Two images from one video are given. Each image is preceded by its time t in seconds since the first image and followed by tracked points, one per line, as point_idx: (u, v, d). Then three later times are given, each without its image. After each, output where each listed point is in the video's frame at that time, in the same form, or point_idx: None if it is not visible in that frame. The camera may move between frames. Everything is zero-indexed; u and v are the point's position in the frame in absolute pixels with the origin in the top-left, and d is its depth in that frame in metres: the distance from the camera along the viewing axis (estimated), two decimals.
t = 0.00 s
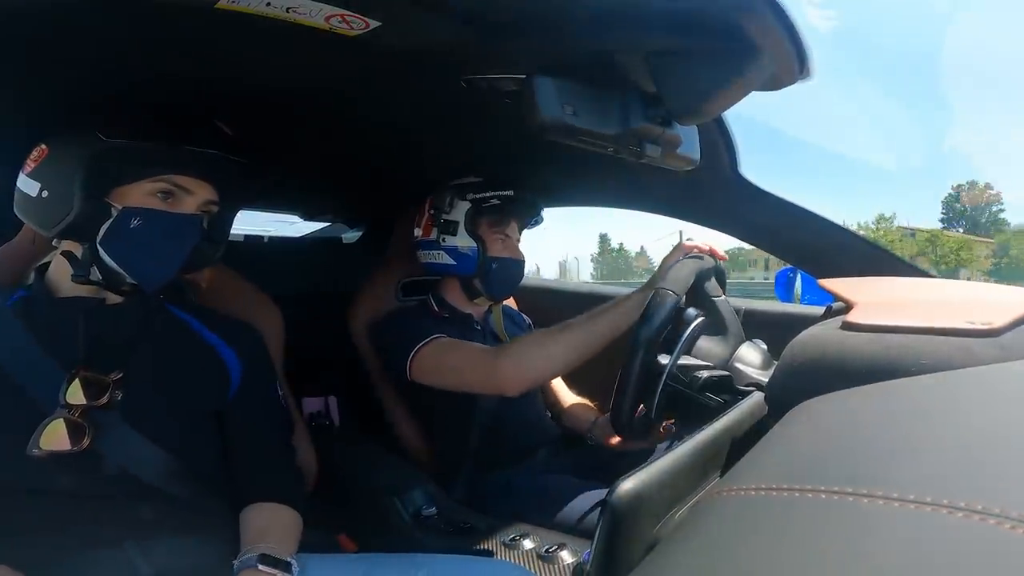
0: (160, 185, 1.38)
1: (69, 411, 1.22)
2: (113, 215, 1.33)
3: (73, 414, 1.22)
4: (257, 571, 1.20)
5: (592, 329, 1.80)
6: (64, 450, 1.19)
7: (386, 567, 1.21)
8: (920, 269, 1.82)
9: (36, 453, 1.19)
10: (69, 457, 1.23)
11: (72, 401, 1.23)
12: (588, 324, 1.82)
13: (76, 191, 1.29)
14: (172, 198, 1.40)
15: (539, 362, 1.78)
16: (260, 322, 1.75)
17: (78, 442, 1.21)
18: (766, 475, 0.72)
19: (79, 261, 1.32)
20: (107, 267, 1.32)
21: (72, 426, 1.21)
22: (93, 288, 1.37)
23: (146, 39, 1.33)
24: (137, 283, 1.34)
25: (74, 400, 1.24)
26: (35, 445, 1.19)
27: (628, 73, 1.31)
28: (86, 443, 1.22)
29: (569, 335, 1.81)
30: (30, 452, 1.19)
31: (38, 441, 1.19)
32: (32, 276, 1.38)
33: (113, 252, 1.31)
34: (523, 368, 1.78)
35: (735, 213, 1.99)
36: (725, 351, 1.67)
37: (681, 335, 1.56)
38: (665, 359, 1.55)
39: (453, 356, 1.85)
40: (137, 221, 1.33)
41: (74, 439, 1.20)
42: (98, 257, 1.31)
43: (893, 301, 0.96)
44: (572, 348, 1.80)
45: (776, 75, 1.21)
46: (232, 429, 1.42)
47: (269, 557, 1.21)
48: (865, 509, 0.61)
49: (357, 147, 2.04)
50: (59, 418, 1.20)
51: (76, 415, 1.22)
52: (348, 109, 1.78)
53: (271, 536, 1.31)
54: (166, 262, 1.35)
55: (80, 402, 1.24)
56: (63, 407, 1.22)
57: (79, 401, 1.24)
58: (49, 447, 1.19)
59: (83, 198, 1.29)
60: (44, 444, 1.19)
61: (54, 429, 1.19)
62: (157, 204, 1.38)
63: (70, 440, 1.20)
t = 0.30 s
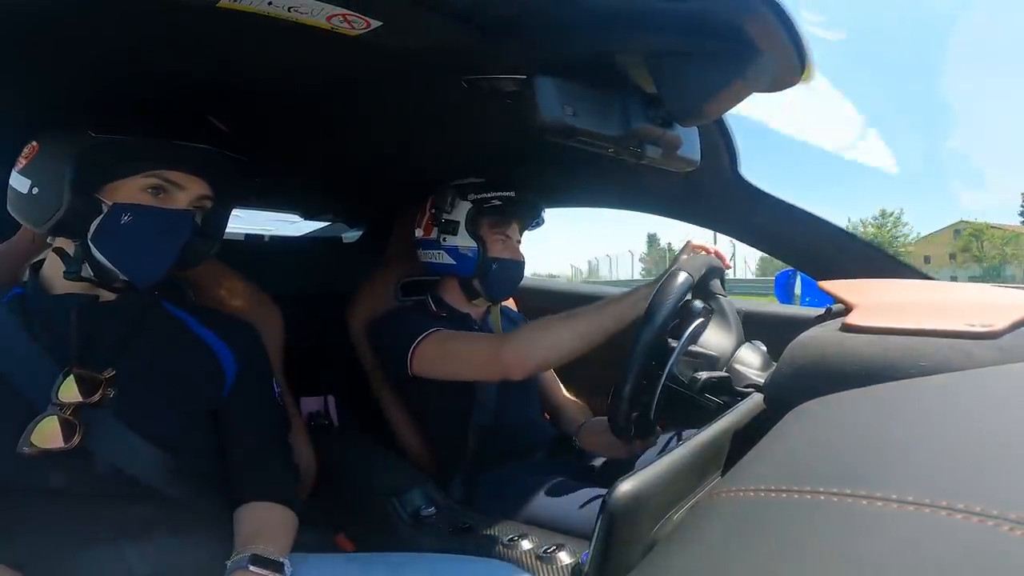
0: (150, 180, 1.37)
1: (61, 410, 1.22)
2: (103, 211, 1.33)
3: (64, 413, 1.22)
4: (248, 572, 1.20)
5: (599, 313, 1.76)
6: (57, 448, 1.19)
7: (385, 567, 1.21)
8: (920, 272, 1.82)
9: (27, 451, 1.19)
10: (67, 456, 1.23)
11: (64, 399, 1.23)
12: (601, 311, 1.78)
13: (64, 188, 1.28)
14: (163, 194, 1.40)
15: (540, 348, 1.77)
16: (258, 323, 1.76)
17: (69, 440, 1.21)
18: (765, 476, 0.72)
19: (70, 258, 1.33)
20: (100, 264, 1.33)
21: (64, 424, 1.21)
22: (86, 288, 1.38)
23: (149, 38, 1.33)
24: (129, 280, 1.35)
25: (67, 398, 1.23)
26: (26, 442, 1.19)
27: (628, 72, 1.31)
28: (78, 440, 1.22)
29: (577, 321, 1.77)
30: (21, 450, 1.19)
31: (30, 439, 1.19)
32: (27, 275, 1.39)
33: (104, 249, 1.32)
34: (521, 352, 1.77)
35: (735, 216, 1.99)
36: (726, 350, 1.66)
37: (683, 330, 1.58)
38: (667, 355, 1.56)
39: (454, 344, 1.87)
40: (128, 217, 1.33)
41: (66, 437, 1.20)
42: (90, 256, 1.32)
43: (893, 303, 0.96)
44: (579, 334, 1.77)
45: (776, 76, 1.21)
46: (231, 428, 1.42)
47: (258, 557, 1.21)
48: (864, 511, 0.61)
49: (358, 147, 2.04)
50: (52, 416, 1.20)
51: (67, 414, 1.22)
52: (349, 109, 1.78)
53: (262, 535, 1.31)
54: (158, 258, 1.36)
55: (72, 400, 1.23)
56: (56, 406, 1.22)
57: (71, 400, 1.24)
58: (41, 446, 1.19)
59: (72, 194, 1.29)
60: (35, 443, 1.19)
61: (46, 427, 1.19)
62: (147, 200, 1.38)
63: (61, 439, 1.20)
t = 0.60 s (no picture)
0: (127, 180, 1.36)
1: (45, 411, 1.23)
2: (81, 214, 1.31)
3: (50, 415, 1.24)
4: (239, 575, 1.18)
5: (598, 306, 1.79)
6: (44, 451, 1.22)
7: (382, 565, 1.21)
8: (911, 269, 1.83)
9: (13, 453, 1.21)
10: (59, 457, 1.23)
11: (52, 400, 1.24)
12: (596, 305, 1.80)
13: (38, 189, 1.26)
14: (143, 193, 1.39)
15: (538, 341, 1.78)
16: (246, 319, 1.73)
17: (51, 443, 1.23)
18: (759, 473, 0.72)
19: (51, 261, 1.33)
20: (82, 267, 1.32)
21: (51, 427, 1.23)
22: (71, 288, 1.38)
23: (141, 37, 1.32)
24: (113, 283, 1.34)
25: (53, 400, 1.25)
26: (9, 446, 1.21)
27: (623, 72, 1.32)
28: (63, 442, 1.24)
29: (572, 314, 1.79)
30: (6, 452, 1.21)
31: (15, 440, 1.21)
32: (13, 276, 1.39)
33: (84, 251, 1.31)
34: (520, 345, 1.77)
35: (729, 214, 1.99)
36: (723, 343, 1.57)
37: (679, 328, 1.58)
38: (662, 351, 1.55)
39: (448, 337, 1.87)
40: (105, 220, 1.32)
41: (53, 440, 1.23)
42: (71, 260, 1.31)
43: (887, 302, 0.96)
44: (574, 327, 1.78)
45: (769, 75, 1.22)
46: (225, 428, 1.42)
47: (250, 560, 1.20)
48: (857, 507, 0.62)
49: (352, 145, 2.03)
50: (38, 418, 1.22)
51: (52, 415, 1.24)
52: (343, 108, 1.78)
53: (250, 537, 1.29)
54: (139, 260, 1.35)
55: (59, 402, 1.25)
56: (41, 407, 1.24)
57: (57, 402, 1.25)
58: (26, 447, 1.21)
59: (45, 192, 1.27)
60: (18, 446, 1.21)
61: (33, 430, 1.21)
62: (127, 200, 1.37)
63: (45, 440, 1.22)
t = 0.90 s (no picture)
0: (124, 187, 1.36)
1: (43, 412, 1.22)
2: (76, 220, 1.31)
3: (47, 416, 1.22)
4: None
5: (600, 311, 1.79)
6: (40, 454, 1.20)
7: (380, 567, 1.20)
8: (908, 273, 1.83)
9: (8, 453, 1.19)
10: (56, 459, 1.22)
11: (48, 403, 1.22)
12: (596, 308, 1.82)
13: (31, 194, 1.25)
14: (140, 200, 1.39)
15: (540, 344, 1.78)
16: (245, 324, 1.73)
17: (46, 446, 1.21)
18: (756, 476, 0.72)
19: (46, 267, 1.32)
20: (75, 273, 1.32)
21: (48, 429, 1.21)
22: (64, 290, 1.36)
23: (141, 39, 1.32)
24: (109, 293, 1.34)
25: (50, 402, 1.23)
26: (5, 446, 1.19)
27: (621, 75, 1.32)
28: (57, 445, 1.22)
29: (573, 316, 1.80)
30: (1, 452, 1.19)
31: (12, 441, 1.19)
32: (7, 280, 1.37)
33: (78, 258, 1.30)
34: (520, 345, 1.77)
35: (728, 218, 1.99)
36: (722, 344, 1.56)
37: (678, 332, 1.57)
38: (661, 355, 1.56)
39: (448, 340, 1.88)
40: (100, 228, 1.32)
41: (49, 441, 1.21)
42: (65, 267, 1.31)
43: (885, 305, 0.96)
44: (574, 330, 1.79)
45: (767, 78, 1.23)
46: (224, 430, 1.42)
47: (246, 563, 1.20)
48: (853, 510, 0.62)
49: (352, 148, 2.04)
50: (35, 421, 1.20)
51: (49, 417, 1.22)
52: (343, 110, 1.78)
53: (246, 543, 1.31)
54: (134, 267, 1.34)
55: (55, 404, 1.23)
56: (38, 409, 1.22)
57: (54, 404, 1.23)
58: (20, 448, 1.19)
59: (39, 201, 1.26)
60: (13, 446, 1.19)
61: (30, 431, 1.19)
62: (123, 208, 1.37)
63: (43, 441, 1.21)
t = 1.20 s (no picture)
0: (129, 192, 1.36)
1: (44, 415, 1.21)
2: (78, 224, 1.32)
3: (48, 418, 1.21)
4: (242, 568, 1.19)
5: (597, 313, 1.78)
6: (42, 455, 1.20)
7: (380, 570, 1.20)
8: (907, 271, 1.83)
9: (9, 456, 1.18)
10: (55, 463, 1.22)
11: (50, 405, 1.22)
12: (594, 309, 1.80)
13: (34, 197, 1.23)
14: (142, 204, 1.38)
15: (538, 348, 1.77)
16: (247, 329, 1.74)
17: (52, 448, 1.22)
18: (757, 476, 0.72)
19: (47, 270, 1.32)
20: (76, 276, 1.32)
21: (49, 430, 1.20)
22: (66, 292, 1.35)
23: (140, 42, 1.32)
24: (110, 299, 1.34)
25: (52, 405, 1.22)
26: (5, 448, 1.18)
27: (619, 76, 1.32)
28: (60, 446, 1.22)
29: (574, 318, 1.79)
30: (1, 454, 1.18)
31: (12, 444, 1.18)
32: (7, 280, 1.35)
33: (80, 262, 1.31)
34: (522, 349, 1.76)
35: (727, 217, 1.99)
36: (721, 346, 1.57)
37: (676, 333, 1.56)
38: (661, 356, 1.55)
39: (448, 343, 1.88)
40: (102, 232, 1.32)
41: (50, 443, 1.20)
42: (64, 271, 1.31)
43: (884, 304, 0.96)
44: (575, 332, 1.78)
45: (766, 78, 1.23)
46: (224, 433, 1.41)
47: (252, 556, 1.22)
48: (855, 511, 0.62)
49: (351, 150, 2.04)
50: (36, 423, 1.19)
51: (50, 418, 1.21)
52: (341, 112, 1.78)
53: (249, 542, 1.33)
54: (133, 274, 1.35)
55: (57, 407, 1.23)
56: (39, 411, 1.21)
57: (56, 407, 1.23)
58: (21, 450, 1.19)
59: (41, 206, 1.24)
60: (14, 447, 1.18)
61: (30, 434, 1.19)
62: (125, 212, 1.37)
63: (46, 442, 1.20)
